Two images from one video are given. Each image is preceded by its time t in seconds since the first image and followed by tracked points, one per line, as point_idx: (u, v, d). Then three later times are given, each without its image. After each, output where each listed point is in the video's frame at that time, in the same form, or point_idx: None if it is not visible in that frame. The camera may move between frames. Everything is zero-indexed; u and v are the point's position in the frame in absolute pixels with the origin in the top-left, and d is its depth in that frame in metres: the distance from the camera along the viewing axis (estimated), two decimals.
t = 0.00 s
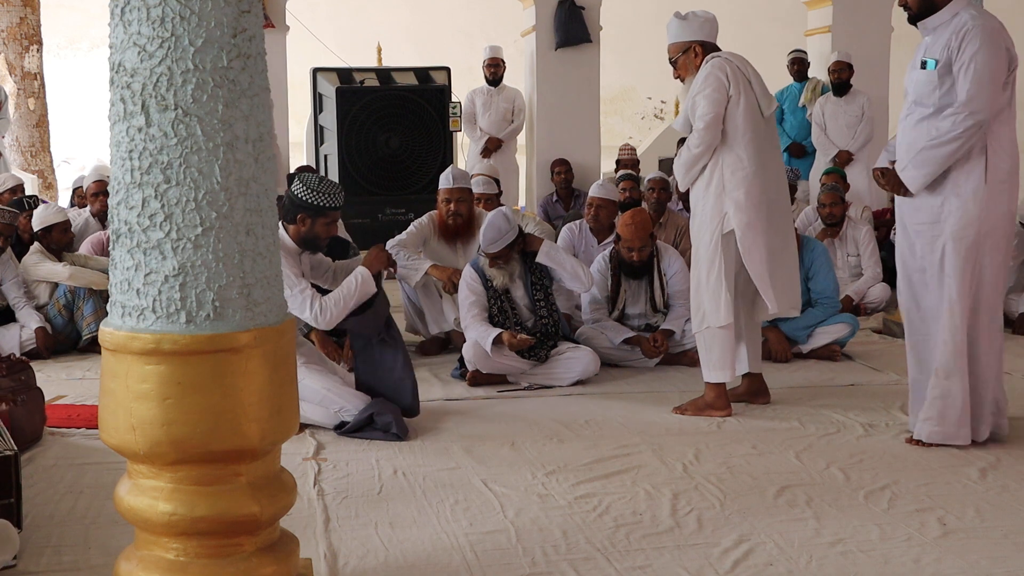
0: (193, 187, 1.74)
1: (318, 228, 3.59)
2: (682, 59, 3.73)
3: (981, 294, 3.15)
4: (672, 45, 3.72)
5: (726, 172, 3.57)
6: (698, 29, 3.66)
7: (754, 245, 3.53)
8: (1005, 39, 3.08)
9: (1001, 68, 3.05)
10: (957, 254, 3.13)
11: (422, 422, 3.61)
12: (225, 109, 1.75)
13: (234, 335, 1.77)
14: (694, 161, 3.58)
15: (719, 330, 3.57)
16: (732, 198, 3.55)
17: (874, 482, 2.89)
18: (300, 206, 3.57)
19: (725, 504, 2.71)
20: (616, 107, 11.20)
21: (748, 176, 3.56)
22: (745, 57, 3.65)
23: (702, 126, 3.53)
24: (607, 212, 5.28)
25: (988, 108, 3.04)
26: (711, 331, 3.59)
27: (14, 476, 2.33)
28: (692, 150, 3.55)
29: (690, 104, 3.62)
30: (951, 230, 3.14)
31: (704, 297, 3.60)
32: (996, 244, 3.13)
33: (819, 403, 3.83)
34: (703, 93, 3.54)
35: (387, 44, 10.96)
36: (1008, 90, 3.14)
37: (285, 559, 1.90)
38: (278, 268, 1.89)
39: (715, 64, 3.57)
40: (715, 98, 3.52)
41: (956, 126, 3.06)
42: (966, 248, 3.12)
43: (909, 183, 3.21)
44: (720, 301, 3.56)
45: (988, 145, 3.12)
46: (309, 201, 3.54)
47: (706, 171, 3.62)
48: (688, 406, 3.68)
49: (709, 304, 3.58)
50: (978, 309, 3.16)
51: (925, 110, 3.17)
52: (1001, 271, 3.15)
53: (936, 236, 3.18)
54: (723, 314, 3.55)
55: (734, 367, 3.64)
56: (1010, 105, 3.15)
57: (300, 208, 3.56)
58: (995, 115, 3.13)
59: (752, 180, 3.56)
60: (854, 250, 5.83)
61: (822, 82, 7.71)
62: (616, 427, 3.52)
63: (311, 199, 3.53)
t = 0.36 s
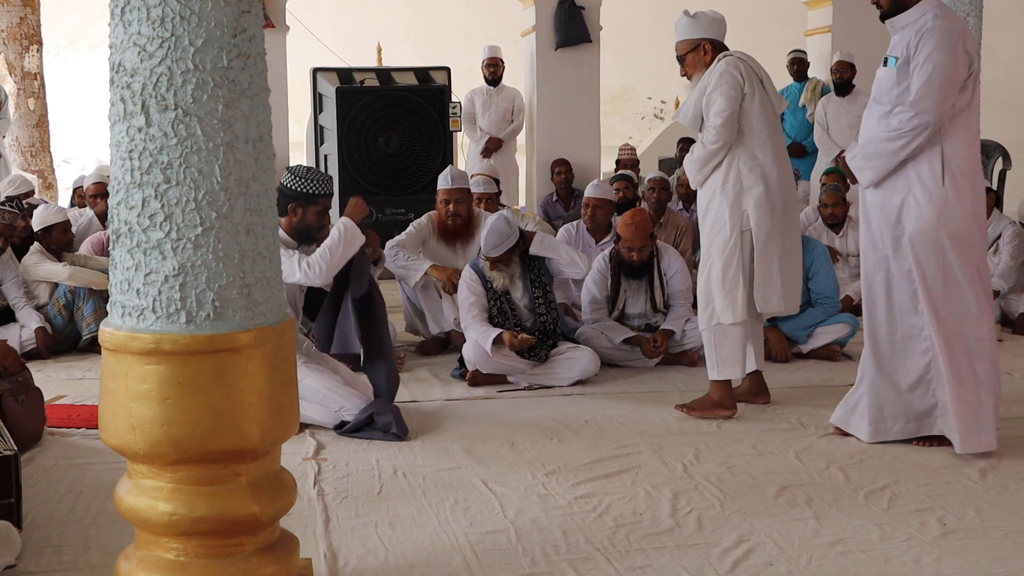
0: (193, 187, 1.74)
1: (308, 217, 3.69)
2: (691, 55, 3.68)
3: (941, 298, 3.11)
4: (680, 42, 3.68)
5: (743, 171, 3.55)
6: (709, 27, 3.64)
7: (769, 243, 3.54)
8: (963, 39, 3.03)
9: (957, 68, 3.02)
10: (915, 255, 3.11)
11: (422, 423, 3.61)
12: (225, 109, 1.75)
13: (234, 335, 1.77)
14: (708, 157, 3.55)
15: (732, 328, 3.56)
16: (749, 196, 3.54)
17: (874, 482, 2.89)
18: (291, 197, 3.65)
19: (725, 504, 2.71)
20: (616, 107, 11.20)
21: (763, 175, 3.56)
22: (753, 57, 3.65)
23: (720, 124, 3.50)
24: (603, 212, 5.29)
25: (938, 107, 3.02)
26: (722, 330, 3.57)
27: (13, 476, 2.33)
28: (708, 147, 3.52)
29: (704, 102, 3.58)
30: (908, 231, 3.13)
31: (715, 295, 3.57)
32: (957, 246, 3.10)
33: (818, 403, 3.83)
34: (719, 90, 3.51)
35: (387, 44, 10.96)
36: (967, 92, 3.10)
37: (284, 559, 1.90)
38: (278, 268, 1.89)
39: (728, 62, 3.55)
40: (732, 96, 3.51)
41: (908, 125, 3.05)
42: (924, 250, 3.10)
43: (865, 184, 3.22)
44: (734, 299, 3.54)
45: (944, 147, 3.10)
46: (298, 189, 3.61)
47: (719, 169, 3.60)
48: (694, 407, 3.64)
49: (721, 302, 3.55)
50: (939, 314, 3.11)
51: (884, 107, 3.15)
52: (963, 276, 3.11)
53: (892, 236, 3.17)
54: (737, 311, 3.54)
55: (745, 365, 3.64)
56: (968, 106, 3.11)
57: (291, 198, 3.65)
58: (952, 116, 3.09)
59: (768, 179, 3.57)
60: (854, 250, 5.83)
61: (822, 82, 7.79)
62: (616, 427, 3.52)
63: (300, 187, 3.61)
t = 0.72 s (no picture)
0: (193, 187, 1.74)
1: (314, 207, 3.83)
2: (681, 59, 3.63)
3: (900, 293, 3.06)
4: (669, 45, 3.62)
5: (751, 178, 3.50)
6: (693, 28, 3.60)
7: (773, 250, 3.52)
8: (920, 32, 3.00)
9: (916, 62, 2.98)
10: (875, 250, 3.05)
11: (422, 423, 3.61)
12: (225, 109, 1.75)
13: (234, 335, 1.77)
14: (714, 167, 3.46)
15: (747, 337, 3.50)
16: (759, 205, 3.49)
17: (874, 482, 2.89)
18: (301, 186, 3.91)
19: (725, 504, 2.71)
20: (616, 107, 11.21)
21: (768, 183, 3.54)
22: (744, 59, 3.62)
23: (729, 132, 3.44)
24: (601, 213, 5.29)
25: (897, 100, 2.97)
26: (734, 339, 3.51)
27: (14, 476, 2.33)
28: (718, 156, 3.44)
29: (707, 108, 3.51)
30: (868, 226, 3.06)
31: (729, 306, 3.48)
32: (916, 241, 3.05)
33: (818, 403, 3.83)
34: (723, 97, 3.46)
35: (387, 44, 10.96)
36: (926, 84, 3.06)
37: (284, 559, 1.90)
38: (278, 269, 1.89)
39: (728, 66, 3.49)
40: (738, 103, 3.46)
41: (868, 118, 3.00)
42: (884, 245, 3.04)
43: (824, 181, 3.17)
44: (750, 310, 3.47)
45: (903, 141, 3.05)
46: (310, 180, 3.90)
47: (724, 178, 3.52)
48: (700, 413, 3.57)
49: (737, 313, 3.48)
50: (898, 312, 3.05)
51: (845, 104, 3.12)
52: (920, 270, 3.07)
53: (851, 230, 3.11)
54: (751, 321, 3.48)
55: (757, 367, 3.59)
56: (928, 100, 3.06)
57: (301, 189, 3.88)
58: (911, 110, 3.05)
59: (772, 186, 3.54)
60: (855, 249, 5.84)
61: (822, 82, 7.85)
62: (617, 427, 3.52)
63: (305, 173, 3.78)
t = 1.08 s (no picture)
0: (193, 187, 1.74)
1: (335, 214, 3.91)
2: (668, 54, 3.55)
3: (874, 301, 3.06)
4: (660, 39, 3.54)
5: (749, 181, 3.46)
6: (685, 25, 3.53)
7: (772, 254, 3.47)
8: (886, 41, 2.97)
9: (879, 70, 2.97)
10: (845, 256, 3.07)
11: (422, 423, 3.61)
12: (225, 109, 1.75)
13: (234, 335, 1.77)
14: (713, 168, 3.41)
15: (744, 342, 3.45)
16: (756, 207, 3.46)
17: (874, 482, 2.89)
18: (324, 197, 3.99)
19: (725, 504, 2.71)
20: (616, 107, 11.22)
21: (763, 186, 3.50)
22: (738, 58, 3.58)
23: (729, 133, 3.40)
24: (608, 214, 5.29)
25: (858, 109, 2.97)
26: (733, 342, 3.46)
27: (14, 476, 2.33)
28: (718, 155, 3.39)
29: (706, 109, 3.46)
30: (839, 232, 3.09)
31: (728, 307, 3.44)
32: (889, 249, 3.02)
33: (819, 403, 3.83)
34: (724, 96, 3.42)
35: (387, 44, 10.96)
36: (898, 92, 3.02)
37: (285, 559, 1.90)
38: (278, 268, 1.89)
39: (726, 66, 3.44)
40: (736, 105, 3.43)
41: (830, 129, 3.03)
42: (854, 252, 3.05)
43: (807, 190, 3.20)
44: (748, 313, 3.41)
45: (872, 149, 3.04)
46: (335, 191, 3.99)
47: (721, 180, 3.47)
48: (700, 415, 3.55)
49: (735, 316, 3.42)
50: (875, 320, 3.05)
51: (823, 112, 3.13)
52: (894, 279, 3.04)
53: (828, 239, 3.12)
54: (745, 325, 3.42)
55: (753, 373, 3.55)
56: (902, 107, 3.02)
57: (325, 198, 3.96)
58: (881, 118, 3.03)
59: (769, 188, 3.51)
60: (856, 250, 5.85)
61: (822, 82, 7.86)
62: (617, 427, 3.52)
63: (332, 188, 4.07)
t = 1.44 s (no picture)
0: (193, 187, 1.74)
1: (399, 242, 3.70)
2: (632, 52, 3.48)
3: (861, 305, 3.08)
4: (624, 37, 3.46)
5: (721, 177, 3.43)
6: (650, 22, 3.45)
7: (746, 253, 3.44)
8: (859, 48, 2.97)
9: (852, 78, 2.97)
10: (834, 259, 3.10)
11: (422, 423, 3.61)
12: (225, 109, 1.75)
13: (234, 335, 1.77)
14: (684, 164, 3.35)
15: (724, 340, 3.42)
16: (729, 201, 3.43)
17: (874, 482, 2.89)
18: (385, 220, 3.68)
19: (725, 504, 2.71)
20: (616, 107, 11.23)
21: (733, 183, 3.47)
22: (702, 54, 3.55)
23: (697, 128, 3.35)
24: (608, 214, 5.28)
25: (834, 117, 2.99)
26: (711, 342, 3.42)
27: (14, 476, 2.33)
28: (688, 152, 3.34)
29: (673, 105, 3.40)
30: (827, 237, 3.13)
31: (712, 305, 3.40)
32: (874, 253, 3.02)
33: (819, 403, 3.83)
34: (691, 92, 3.36)
35: (387, 44, 10.97)
36: (877, 97, 3.00)
37: (285, 559, 1.90)
38: (278, 269, 1.89)
39: (691, 63, 3.40)
40: (703, 98, 3.39)
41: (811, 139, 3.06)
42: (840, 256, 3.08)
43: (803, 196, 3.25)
44: (733, 310, 3.38)
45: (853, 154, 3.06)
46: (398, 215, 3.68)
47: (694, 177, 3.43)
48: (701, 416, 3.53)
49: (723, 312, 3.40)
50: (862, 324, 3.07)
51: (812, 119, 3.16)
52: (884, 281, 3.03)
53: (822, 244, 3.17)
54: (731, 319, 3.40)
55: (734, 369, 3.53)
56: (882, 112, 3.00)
57: (388, 220, 3.67)
58: (859, 124, 3.04)
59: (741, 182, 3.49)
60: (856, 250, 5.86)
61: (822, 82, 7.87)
62: (617, 427, 3.52)
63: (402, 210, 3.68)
